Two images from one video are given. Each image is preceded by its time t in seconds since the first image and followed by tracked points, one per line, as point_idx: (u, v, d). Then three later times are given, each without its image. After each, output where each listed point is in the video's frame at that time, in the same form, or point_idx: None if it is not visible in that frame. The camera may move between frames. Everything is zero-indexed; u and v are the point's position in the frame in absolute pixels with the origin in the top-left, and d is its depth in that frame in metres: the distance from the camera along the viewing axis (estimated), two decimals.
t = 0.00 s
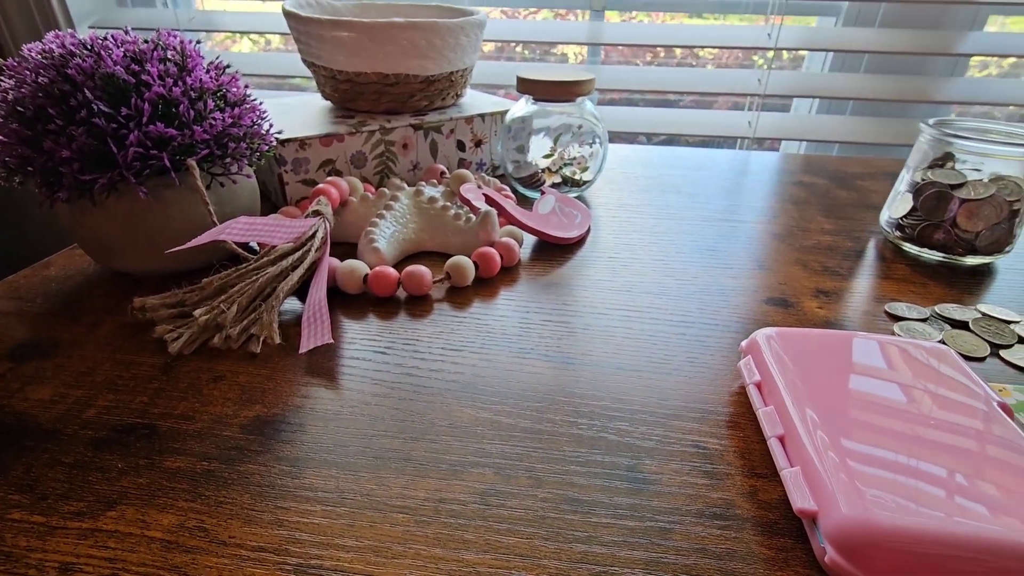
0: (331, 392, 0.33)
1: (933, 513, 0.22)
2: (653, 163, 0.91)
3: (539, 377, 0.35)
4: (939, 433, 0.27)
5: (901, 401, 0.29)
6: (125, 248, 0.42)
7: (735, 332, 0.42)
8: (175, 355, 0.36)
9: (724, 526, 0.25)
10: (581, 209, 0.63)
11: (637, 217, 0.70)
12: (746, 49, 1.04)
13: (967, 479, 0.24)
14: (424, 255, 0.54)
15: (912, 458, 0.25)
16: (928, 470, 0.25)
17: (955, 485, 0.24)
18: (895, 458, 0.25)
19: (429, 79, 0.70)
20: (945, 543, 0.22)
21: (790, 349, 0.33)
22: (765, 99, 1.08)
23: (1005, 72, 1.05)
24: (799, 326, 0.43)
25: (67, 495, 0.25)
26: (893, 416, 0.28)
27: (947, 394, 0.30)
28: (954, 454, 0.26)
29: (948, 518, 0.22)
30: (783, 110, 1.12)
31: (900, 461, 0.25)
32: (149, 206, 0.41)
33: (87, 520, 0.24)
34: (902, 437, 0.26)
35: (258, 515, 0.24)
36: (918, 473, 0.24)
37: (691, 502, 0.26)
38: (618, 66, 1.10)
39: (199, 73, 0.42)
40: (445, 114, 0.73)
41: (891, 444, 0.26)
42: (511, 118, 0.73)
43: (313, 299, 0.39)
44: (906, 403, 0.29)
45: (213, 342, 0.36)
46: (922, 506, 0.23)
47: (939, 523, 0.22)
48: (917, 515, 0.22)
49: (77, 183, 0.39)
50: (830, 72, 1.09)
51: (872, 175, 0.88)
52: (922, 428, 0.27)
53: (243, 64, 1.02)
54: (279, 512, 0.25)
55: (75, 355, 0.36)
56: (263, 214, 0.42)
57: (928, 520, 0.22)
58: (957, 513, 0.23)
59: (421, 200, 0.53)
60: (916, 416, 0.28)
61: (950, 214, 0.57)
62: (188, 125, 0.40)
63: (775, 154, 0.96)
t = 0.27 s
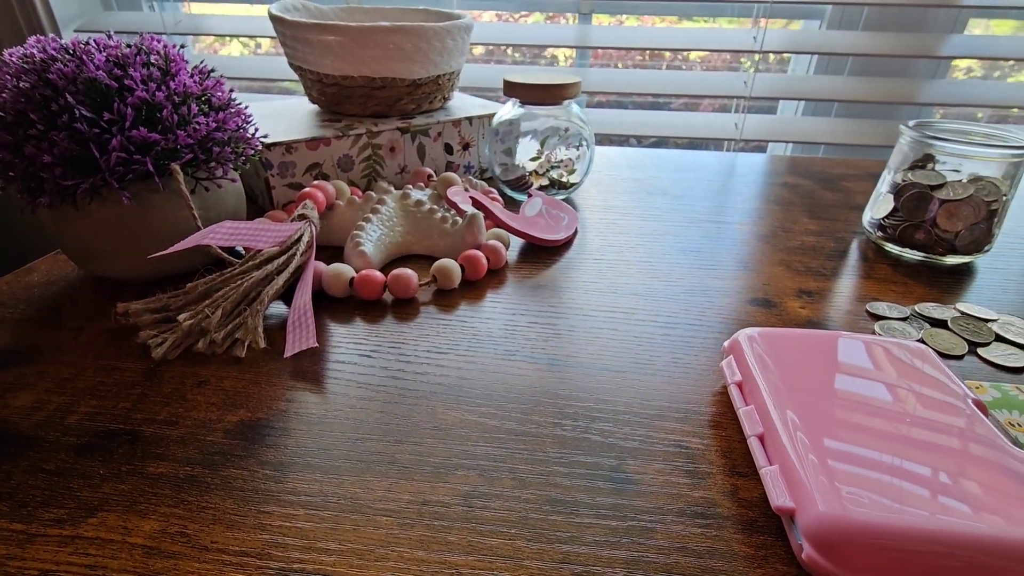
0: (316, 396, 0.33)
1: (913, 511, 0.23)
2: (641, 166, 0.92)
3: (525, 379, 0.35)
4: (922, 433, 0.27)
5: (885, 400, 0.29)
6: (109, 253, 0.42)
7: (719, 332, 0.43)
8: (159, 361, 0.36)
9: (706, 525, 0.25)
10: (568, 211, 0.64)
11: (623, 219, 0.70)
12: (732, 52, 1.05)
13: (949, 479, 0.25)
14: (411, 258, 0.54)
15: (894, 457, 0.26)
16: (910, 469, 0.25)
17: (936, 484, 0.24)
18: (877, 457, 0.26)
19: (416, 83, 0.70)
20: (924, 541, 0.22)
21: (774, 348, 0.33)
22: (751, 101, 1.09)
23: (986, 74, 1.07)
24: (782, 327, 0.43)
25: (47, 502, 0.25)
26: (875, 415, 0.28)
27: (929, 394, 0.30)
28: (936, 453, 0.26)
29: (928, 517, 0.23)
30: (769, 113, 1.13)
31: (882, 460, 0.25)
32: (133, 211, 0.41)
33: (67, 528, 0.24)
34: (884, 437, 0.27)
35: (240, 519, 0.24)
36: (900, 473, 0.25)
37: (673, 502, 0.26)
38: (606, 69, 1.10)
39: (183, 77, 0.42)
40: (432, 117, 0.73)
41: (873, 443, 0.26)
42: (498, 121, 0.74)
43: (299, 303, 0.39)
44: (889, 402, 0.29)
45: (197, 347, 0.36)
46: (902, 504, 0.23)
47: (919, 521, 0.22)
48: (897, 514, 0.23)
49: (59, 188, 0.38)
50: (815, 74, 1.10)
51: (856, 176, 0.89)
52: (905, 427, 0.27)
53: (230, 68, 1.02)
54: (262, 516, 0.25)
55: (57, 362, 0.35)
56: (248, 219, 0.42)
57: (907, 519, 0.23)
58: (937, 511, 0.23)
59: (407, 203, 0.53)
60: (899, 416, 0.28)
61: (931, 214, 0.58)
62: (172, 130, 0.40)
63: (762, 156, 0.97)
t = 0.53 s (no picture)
0: (297, 398, 0.33)
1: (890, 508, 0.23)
2: (627, 166, 0.92)
3: (507, 379, 0.35)
4: (902, 429, 0.27)
5: (866, 397, 0.30)
6: (88, 257, 0.42)
7: (701, 331, 0.43)
8: (138, 365, 0.35)
9: (683, 521, 0.25)
10: (554, 212, 0.64)
11: (609, 219, 0.71)
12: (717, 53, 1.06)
13: (931, 475, 0.25)
14: (396, 259, 0.54)
15: (875, 454, 0.26)
16: (888, 466, 0.25)
17: (917, 481, 0.24)
18: (856, 454, 0.26)
19: (401, 85, 0.70)
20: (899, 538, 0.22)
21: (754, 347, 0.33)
22: (736, 102, 1.10)
23: (967, 74, 1.08)
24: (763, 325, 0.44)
25: (23, 509, 0.25)
26: (856, 412, 0.28)
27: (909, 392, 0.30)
28: (917, 450, 0.26)
29: (904, 514, 0.23)
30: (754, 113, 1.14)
31: (861, 456, 0.26)
32: (112, 215, 0.40)
33: (42, 534, 0.24)
34: (863, 433, 0.27)
35: (218, 523, 0.24)
36: (879, 469, 0.25)
37: (652, 499, 0.26)
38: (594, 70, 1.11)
39: (163, 80, 0.42)
40: (417, 119, 0.73)
41: (852, 440, 0.27)
42: (483, 122, 0.74)
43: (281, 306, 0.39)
44: (871, 399, 0.29)
45: (177, 350, 0.36)
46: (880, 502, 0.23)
47: (897, 519, 0.23)
48: (873, 511, 0.23)
49: (37, 192, 0.38)
50: (799, 75, 1.11)
51: (840, 176, 0.90)
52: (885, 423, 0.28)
53: (215, 70, 1.01)
54: (240, 519, 0.25)
55: (35, 367, 0.35)
56: (228, 222, 0.42)
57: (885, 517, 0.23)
58: (915, 507, 0.23)
59: (391, 205, 0.53)
60: (879, 413, 0.28)
61: (910, 212, 0.59)
62: (151, 133, 0.40)
63: (747, 156, 0.98)
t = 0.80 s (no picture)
0: (272, 403, 0.33)
1: (867, 506, 0.23)
2: (611, 167, 0.92)
3: (485, 381, 0.35)
4: (882, 427, 0.28)
5: (841, 395, 0.30)
6: (60, 263, 0.41)
7: (680, 331, 0.43)
8: (110, 372, 0.35)
9: (656, 521, 0.25)
10: (536, 214, 0.64)
11: (591, 219, 0.71)
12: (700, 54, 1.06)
13: (910, 473, 0.25)
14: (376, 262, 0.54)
15: (853, 451, 0.26)
16: (867, 464, 0.25)
17: (897, 480, 0.25)
18: (833, 452, 0.26)
19: (381, 87, 0.70)
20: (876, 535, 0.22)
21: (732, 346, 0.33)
22: (720, 102, 1.10)
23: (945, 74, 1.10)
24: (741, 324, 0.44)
25: None
26: (831, 410, 0.28)
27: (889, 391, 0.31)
28: (894, 447, 0.26)
29: (882, 512, 0.23)
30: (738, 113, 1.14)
31: (839, 454, 0.26)
32: (84, 220, 0.40)
33: (7, 545, 0.23)
34: (841, 430, 0.27)
35: (187, 531, 0.24)
36: (857, 467, 0.25)
37: (626, 499, 0.26)
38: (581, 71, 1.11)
39: (136, 83, 0.41)
40: (399, 121, 0.73)
41: (830, 439, 0.27)
42: (465, 123, 0.74)
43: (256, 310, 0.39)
44: (846, 397, 0.30)
45: (151, 356, 0.36)
46: (857, 500, 0.23)
47: (874, 517, 0.23)
48: (850, 510, 0.23)
49: (5, 197, 0.38)
50: (781, 75, 1.12)
51: (821, 175, 0.90)
52: (864, 421, 0.28)
53: (196, 72, 1.01)
54: (209, 526, 0.24)
55: (4, 375, 0.34)
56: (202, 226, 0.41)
57: (861, 515, 0.23)
58: (894, 505, 0.23)
59: (371, 207, 0.53)
60: (854, 411, 0.29)
61: (886, 210, 0.60)
62: (123, 136, 0.40)
63: (732, 156, 0.99)
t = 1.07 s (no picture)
0: (239, 408, 0.32)
1: (840, 503, 0.23)
2: (593, 166, 0.93)
3: (457, 383, 0.35)
4: (857, 423, 0.28)
5: (815, 392, 0.30)
6: (25, 269, 0.41)
7: (654, 329, 0.43)
8: (73, 379, 0.34)
9: (624, 521, 0.25)
10: (514, 214, 0.64)
11: (571, 219, 0.71)
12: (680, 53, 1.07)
13: (889, 470, 0.25)
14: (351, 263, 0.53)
15: (825, 448, 0.26)
16: (840, 461, 0.25)
17: (872, 476, 0.24)
18: (806, 449, 0.26)
19: (358, 87, 0.69)
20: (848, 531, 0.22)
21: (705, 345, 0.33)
22: (701, 101, 1.11)
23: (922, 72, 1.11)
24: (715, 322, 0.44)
25: None
26: (804, 407, 0.28)
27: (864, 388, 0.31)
28: (869, 444, 0.26)
29: (855, 508, 0.23)
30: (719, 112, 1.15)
31: (811, 451, 0.26)
32: (47, 224, 0.39)
33: None
34: (815, 427, 0.27)
35: (145, 540, 0.24)
36: (829, 464, 0.25)
37: (594, 499, 0.26)
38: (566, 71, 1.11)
39: (100, 84, 0.40)
40: (376, 121, 0.72)
41: (803, 436, 0.27)
42: (444, 123, 0.73)
43: (225, 314, 0.38)
44: (819, 394, 0.29)
45: (115, 362, 0.35)
46: (829, 497, 0.23)
47: (844, 514, 0.23)
48: (821, 507, 0.23)
49: None
50: (761, 74, 1.13)
51: (799, 173, 0.91)
52: (838, 418, 0.28)
53: (172, 73, 0.99)
54: (168, 535, 0.24)
55: None
56: (169, 229, 0.41)
57: (833, 512, 0.23)
58: (865, 501, 0.23)
59: (346, 209, 0.53)
60: (827, 408, 0.29)
61: (860, 208, 0.60)
62: (86, 138, 0.39)
63: (713, 155, 0.99)
